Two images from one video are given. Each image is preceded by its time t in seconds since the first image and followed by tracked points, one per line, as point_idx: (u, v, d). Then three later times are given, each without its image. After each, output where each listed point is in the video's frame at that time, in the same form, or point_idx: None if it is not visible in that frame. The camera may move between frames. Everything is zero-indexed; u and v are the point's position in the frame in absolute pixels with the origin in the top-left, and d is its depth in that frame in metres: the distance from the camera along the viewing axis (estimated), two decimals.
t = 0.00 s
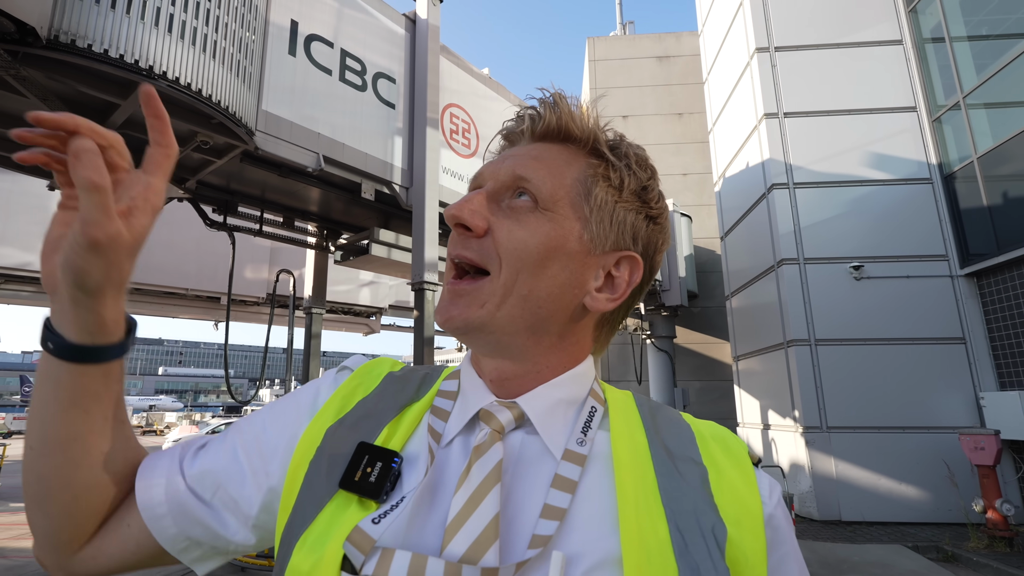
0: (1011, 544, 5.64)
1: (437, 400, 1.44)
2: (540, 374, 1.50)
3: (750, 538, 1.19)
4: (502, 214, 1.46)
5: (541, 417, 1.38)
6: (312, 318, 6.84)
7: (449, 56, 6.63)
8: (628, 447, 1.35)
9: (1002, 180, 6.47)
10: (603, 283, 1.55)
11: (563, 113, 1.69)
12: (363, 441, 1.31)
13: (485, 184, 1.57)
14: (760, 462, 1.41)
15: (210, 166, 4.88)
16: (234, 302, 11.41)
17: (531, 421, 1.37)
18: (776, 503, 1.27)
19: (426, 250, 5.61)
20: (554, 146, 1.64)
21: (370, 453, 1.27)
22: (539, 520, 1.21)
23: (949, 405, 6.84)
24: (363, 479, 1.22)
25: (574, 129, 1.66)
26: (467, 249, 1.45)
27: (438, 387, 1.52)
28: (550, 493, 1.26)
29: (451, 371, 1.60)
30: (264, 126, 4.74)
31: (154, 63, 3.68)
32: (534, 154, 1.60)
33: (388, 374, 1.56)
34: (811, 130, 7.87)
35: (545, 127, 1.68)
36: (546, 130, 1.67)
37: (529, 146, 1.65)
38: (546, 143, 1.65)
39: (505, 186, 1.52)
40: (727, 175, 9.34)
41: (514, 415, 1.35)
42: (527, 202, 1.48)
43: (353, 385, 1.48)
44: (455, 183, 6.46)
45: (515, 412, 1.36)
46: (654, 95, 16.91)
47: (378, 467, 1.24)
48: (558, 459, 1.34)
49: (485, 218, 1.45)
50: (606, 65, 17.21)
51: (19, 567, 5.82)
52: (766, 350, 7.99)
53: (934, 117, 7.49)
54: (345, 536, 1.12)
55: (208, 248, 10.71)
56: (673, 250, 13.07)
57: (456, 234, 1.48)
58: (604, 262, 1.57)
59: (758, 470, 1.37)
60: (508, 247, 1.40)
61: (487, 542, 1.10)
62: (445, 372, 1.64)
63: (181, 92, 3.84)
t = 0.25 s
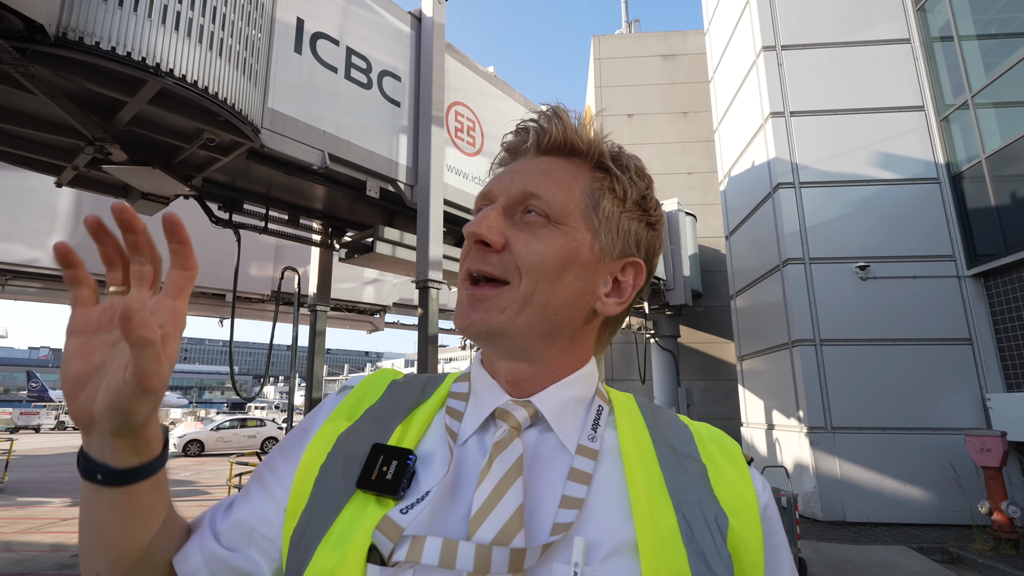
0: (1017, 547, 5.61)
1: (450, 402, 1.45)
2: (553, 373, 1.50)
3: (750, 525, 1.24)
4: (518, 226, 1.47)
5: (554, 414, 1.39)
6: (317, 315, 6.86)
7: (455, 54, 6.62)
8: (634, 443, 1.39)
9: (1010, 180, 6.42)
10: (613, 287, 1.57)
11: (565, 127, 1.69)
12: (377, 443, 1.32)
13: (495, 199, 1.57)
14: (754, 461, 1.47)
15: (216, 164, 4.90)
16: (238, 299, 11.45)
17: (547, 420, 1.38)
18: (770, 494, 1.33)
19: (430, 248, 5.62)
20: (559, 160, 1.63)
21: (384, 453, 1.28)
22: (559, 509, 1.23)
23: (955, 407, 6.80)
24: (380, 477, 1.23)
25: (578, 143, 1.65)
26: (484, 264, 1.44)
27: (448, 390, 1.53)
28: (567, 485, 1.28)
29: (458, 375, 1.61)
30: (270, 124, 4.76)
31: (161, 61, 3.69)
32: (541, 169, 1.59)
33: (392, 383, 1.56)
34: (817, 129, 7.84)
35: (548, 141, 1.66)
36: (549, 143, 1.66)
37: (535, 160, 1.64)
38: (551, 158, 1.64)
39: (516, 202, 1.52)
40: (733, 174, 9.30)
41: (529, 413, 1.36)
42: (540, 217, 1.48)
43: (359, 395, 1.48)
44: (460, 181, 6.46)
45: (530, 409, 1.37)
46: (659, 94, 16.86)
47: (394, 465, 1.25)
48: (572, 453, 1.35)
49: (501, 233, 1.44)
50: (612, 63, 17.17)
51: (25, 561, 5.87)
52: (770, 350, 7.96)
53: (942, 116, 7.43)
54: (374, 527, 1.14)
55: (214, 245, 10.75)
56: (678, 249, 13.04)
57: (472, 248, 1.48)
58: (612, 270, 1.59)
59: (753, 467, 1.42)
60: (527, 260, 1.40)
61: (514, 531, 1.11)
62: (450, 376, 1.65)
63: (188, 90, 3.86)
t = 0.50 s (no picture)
0: None
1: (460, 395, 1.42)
2: (557, 367, 1.49)
3: (736, 502, 1.31)
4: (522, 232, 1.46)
5: (562, 406, 1.39)
6: (322, 312, 6.87)
7: (460, 52, 6.61)
8: (629, 426, 1.43)
9: (1019, 179, 6.36)
10: (610, 287, 1.59)
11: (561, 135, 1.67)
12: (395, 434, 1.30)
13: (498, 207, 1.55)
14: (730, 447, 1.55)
15: (222, 161, 4.91)
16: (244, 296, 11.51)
17: (555, 411, 1.38)
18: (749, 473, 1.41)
19: (435, 245, 5.63)
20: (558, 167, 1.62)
21: (404, 443, 1.25)
22: (570, 491, 1.25)
23: (963, 407, 6.75)
24: (403, 465, 1.20)
25: (576, 152, 1.64)
26: (489, 268, 1.43)
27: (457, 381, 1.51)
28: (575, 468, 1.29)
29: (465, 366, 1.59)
30: (276, 121, 4.77)
31: (167, 58, 3.70)
32: (540, 176, 1.58)
33: (400, 377, 1.52)
34: (824, 127, 7.79)
35: (546, 148, 1.64)
36: (547, 151, 1.63)
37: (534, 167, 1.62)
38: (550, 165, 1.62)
39: (518, 209, 1.51)
40: (739, 172, 9.26)
41: (537, 405, 1.36)
42: (543, 223, 1.47)
43: (370, 390, 1.43)
44: (465, 179, 6.45)
45: (538, 401, 1.38)
46: (665, 91, 16.78)
47: (415, 454, 1.22)
48: (577, 440, 1.37)
49: (507, 238, 1.43)
50: (617, 60, 17.10)
51: (34, 554, 5.93)
52: (776, 349, 7.93)
53: (951, 114, 7.37)
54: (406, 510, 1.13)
55: (220, 242, 10.80)
56: (683, 248, 13.01)
57: (477, 254, 1.47)
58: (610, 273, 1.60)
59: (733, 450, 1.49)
60: (532, 263, 1.41)
61: (535, 510, 1.14)
62: (454, 371, 1.62)
63: (194, 87, 3.87)
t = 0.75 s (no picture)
0: None
1: (471, 389, 1.48)
2: (562, 361, 1.51)
3: (718, 479, 1.40)
4: (529, 245, 1.47)
5: (565, 399, 1.45)
6: (329, 309, 6.90)
7: (467, 48, 6.60)
8: (622, 412, 1.50)
9: None
10: (603, 282, 1.65)
11: (542, 141, 1.66)
12: (416, 429, 1.36)
13: (496, 221, 1.54)
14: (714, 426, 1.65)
15: (231, 158, 4.95)
16: (252, 293, 11.59)
17: (559, 404, 1.43)
18: (730, 451, 1.51)
19: (443, 242, 5.63)
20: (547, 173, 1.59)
21: (425, 436, 1.32)
22: (572, 475, 1.31)
23: (974, 405, 6.68)
24: (425, 458, 1.27)
25: (561, 155, 1.62)
26: (499, 282, 1.45)
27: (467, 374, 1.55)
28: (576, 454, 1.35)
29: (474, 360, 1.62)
30: (284, 118, 4.79)
31: (177, 55, 3.72)
32: (530, 185, 1.57)
33: (414, 372, 1.55)
34: (833, 122, 7.72)
35: (531, 153, 1.62)
36: (532, 158, 1.61)
37: (520, 175, 1.60)
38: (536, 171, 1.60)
39: (517, 221, 1.51)
40: (747, 168, 9.20)
41: (542, 398, 1.41)
42: (546, 233, 1.48)
43: (386, 388, 1.48)
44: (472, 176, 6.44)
45: (543, 394, 1.43)
46: (673, 87, 16.67)
47: (435, 447, 1.29)
48: (578, 427, 1.43)
49: (513, 251, 1.45)
50: (624, 56, 17.01)
51: (47, 547, 6.01)
52: (784, 347, 7.89)
53: (964, 109, 7.28)
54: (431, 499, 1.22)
55: (228, 238, 10.87)
56: (691, 244, 12.95)
57: (486, 270, 1.48)
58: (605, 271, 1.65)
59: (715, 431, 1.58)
60: (542, 273, 1.44)
61: (543, 497, 1.22)
62: (464, 363, 1.65)
63: (203, 84, 3.89)
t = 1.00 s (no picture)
0: None
1: (472, 388, 1.52)
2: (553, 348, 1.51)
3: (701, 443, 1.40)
4: (511, 265, 1.40)
5: (557, 386, 1.48)
6: (341, 305, 6.94)
7: (477, 43, 6.58)
8: (605, 388, 1.50)
9: None
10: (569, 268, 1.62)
11: (476, 155, 1.50)
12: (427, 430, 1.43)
13: (467, 253, 1.43)
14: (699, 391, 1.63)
15: (244, 155, 4.98)
16: (265, 289, 11.70)
17: (553, 394, 1.46)
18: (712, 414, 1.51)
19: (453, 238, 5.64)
20: (495, 188, 1.44)
21: (436, 436, 1.39)
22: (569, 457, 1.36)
23: (992, 401, 6.57)
24: (438, 456, 1.34)
25: (502, 163, 1.47)
26: (492, 312, 1.39)
27: (467, 375, 1.59)
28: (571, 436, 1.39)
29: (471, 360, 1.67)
30: (296, 115, 4.82)
31: (190, 54, 3.75)
32: (486, 205, 1.43)
33: (422, 378, 1.62)
34: (848, 114, 7.60)
35: (474, 170, 1.46)
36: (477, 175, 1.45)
37: (469, 196, 1.45)
38: (484, 188, 1.45)
39: (489, 247, 1.41)
40: (760, 162, 9.09)
41: (537, 391, 1.44)
42: (522, 251, 1.40)
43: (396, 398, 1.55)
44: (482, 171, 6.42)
45: (537, 387, 1.45)
46: (684, 80, 16.50)
47: (446, 445, 1.36)
48: (570, 409, 1.46)
49: (498, 277, 1.38)
50: (635, 50, 16.87)
51: (68, 538, 6.13)
52: (797, 342, 7.81)
53: (984, 100, 7.12)
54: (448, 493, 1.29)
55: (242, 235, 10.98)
56: (703, 239, 12.85)
57: (474, 300, 1.40)
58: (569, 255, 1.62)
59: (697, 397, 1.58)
60: (532, 288, 1.40)
61: (545, 481, 1.28)
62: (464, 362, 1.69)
63: (216, 82, 3.92)
